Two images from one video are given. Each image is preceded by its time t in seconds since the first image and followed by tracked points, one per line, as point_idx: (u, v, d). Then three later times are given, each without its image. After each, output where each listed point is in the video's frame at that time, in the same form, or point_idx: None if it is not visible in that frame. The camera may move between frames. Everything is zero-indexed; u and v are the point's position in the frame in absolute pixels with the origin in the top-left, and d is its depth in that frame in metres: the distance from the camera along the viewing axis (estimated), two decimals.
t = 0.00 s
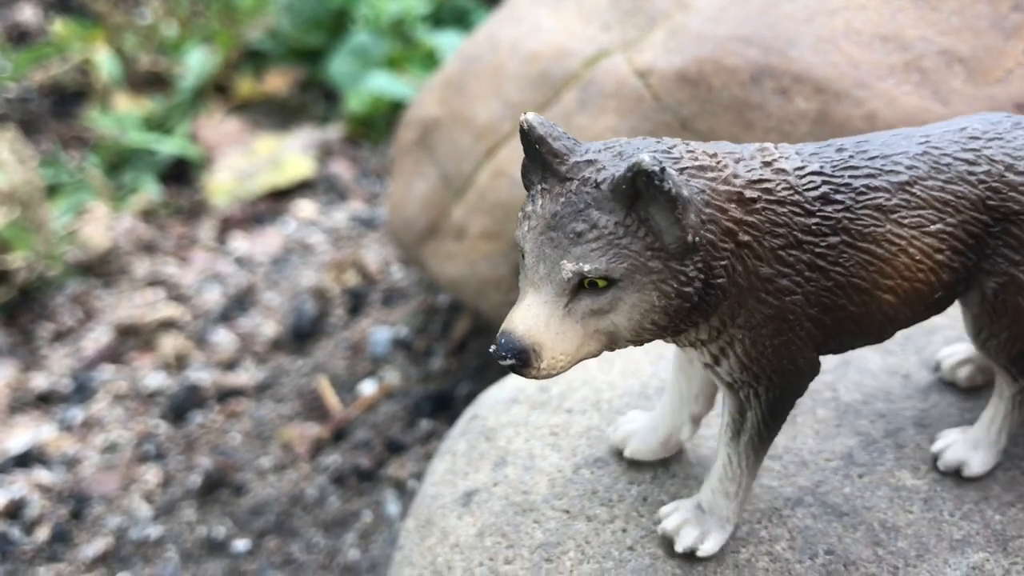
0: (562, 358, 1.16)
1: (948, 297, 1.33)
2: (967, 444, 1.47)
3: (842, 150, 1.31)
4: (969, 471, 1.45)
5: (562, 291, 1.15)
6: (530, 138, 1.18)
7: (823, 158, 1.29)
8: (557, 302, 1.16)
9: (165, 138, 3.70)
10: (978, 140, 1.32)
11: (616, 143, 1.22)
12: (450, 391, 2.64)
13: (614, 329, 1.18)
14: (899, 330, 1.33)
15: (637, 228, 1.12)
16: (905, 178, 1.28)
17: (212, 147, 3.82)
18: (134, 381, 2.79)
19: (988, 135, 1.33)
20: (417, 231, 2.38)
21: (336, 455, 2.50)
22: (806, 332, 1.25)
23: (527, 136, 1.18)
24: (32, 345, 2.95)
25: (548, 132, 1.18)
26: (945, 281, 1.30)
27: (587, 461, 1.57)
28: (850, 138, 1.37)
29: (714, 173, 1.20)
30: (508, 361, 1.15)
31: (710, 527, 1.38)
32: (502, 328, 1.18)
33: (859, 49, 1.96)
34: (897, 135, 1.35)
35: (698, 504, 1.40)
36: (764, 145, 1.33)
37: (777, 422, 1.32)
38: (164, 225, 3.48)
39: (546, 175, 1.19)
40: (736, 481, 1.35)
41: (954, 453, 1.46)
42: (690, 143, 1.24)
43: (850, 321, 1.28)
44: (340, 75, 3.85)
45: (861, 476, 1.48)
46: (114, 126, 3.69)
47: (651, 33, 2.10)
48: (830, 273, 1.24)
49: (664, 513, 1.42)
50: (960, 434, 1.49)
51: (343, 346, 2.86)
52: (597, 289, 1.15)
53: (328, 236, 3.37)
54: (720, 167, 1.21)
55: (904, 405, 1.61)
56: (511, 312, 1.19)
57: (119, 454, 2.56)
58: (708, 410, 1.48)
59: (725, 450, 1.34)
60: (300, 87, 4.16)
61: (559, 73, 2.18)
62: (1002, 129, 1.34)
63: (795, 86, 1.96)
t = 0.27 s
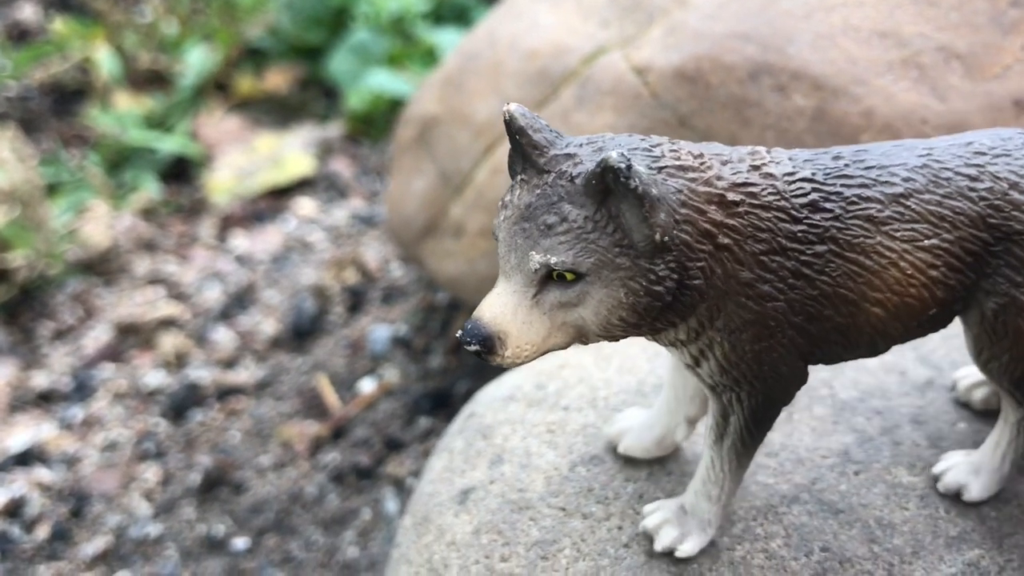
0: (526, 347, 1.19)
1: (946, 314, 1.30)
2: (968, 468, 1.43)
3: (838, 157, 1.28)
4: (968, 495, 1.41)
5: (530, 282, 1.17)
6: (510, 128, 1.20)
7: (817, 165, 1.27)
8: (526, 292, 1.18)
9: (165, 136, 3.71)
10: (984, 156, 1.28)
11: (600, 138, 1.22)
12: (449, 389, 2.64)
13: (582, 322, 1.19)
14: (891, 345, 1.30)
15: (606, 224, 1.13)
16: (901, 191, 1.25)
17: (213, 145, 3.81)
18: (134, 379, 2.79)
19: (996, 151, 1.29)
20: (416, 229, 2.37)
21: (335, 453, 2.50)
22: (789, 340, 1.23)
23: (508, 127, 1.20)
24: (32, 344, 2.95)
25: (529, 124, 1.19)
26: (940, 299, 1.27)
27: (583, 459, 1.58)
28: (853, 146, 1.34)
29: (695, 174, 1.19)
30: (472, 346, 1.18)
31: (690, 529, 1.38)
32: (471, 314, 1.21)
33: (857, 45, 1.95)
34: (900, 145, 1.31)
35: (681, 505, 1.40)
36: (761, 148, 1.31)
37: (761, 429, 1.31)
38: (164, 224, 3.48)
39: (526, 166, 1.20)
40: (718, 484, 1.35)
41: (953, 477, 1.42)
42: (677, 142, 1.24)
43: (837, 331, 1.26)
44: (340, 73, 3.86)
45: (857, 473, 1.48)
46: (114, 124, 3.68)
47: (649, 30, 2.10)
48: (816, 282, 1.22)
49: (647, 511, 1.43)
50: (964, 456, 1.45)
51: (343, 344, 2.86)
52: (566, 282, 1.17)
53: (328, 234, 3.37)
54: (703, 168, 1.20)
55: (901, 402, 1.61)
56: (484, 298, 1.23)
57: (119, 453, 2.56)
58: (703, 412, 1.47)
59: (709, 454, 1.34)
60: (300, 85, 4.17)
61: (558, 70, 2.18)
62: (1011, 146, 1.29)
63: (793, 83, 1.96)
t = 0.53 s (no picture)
0: (522, 327, 1.19)
1: (957, 313, 1.26)
2: (981, 471, 1.39)
3: (851, 148, 1.25)
4: (979, 499, 1.38)
5: (528, 262, 1.17)
6: (516, 108, 1.20)
7: (828, 156, 1.24)
8: (524, 272, 1.18)
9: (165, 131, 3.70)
10: (1002, 152, 1.24)
11: (606, 121, 1.21)
12: (450, 382, 2.63)
13: (580, 305, 1.19)
14: (900, 342, 1.27)
15: (605, 207, 1.12)
16: (912, 184, 1.22)
17: (213, 140, 3.81)
18: (133, 374, 2.78)
19: (1015, 147, 1.25)
20: (416, 222, 2.36)
21: (335, 447, 2.49)
22: (793, 332, 1.21)
23: (513, 106, 1.20)
24: (32, 338, 2.94)
25: (534, 104, 1.19)
26: (951, 296, 1.23)
27: (584, 451, 1.56)
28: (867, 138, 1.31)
29: (699, 160, 1.18)
30: (469, 324, 1.20)
31: (691, 519, 1.37)
32: (471, 292, 1.22)
33: (859, 35, 1.94)
34: (915, 138, 1.28)
35: (683, 495, 1.39)
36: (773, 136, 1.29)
37: (766, 422, 1.29)
38: (164, 218, 3.46)
39: (530, 146, 1.20)
40: (721, 475, 1.34)
41: (965, 480, 1.39)
42: (684, 128, 1.22)
43: (842, 326, 1.23)
44: (340, 68, 3.85)
45: (861, 465, 1.47)
46: (113, 119, 3.68)
47: (650, 22, 2.09)
48: (822, 274, 1.19)
49: (650, 499, 1.42)
50: (978, 459, 1.42)
51: (343, 338, 2.85)
52: (564, 264, 1.16)
53: (328, 228, 3.36)
54: (708, 154, 1.18)
55: (904, 394, 1.60)
56: (483, 278, 1.23)
57: (118, 447, 2.55)
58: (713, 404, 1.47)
59: (712, 444, 1.33)
60: (300, 80, 4.16)
61: (558, 62, 2.16)
62: None
63: (795, 74, 1.94)
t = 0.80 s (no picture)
0: (500, 294, 1.29)
1: (945, 294, 1.29)
2: (976, 457, 1.40)
3: (837, 129, 1.30)
4: (972, 484, 1.39)
5: (509, 233, 1.26)
6: (501, 84, 1.25)
7: (813, 135, 1.28)
8: (504, 244, 1.28)
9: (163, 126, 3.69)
10: (990, 133, 1.27)
11: (595, 99, 1.28)
12: (447, 376, 2.63)
13: (561, 276, 1.25)
14: (887, 324, 1.30)
15: (583, 179, 1.18)
16: (897, 164, 1.26)
17: (211, 135, 3.80)
18: (130, 367, 2.77)
19: (1004, 128, 1.28)
20: (413, 216, 2.35)
21: (331, 442, 2.48)
22: (775, 308, 1.26)
23: (501, 82, 1.25)
24: (28, 332, 2.93)
25: (520, 80, 1.25)
26: (936, 277, 1.27)
27: (580, 444, 1.56)
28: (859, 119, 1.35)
29: (681, 136, 1.24)
30: (450, 291, 1.31)
31: (678, 492, 1.40)
32: (456, 260, 1.33)
33: (858, 29, 1.94)
34: (904, 119, 1.32)
35: (672, 469, 1.42)
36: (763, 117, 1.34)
37: (751, 398, 1.33)
38: (161, 212, 3.45)
39: (515, 122, 1.25)
40: (707, 449, 1.37)
41: (959, 464, 1.40)
42: (672, 106, 1.28)
43: (826, 306, 1.27)
44: (338, 63, 3.84)
45: (858, 459, 1.47)
46: (111, 113, 3.66)
47: (648, 15, 2.08)
48: (804, 252, 1.24)
49: (639, 471, 1.45)
50: (973, 444, 1.42)
51: (340, 332, 2.84)
52: (543, 235, 1.23)
53: (325, 223, 3.36)
54: (691, 131, 1.25)
55: (901, 388, 1.59)
56: (472, 247, 1.33)
57: (114, 441, 2.54)
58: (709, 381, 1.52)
59: (699, 420, 1.37)
60: (298, 75, 4.15)
61: (556, 55, 2.15)
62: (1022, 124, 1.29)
63: (794, 67, 1.94)
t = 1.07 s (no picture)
0: (480, 173, 1.39)
1: (914, 245, 1.32)
2: (945, 420, 1.42)
3: (827, 67, 1.34)
4: (936, 445, 1.42)
5: (495, 118, 1.37)
6: None
7: (801, 70, 1.33)
8: (491, 126, 1.38)
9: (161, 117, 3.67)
10: (976, 93, 1.29)
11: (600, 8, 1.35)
12: (445, 366, 2.61)
13: (536, 166, 1.36)
14: (849, 261, 1.35)
15: (560, 75, 1.28)
16: (874, 108, 1.29)
17: (208, 126, 3.77)
18: (126, 358, 2.75)
19: (992, 91, 1.29)
20: (412, 205, 2.34)
21: (328, 432, 2.47)
22: (739, 230, 1.33)
23: None
24: (24, 322, 2.91)
25: None
26: (903, 225, 1.30)
27: (580, 431, 1.54)
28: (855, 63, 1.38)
29: (668, 53, 1.30)
30: (437, 163, 1.42)
31: (647, 394, 1.52)
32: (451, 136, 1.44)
33: (862, 16, 1.92)
34: (898, 68, 1.34)
35: (647, 375, 1.54)
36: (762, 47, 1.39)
37: (716, 308, 1.41)
38: (158, 203, 3.43)
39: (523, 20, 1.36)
40: (677, 357, 1.48)
41: (926, 423, 1.43)
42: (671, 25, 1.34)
43: (790, 233, 1.33)
44: (336, 56, 3.83)
45: (861, 448, 1.45)
46: (109, 104, 3.67)
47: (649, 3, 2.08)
48: (771, 179, 1.30)
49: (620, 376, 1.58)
50: (949, 409, 1.44)
51: (337, 323, 2.82)
52: (524, 125, 1.35)
53: (323, 214, 3.34)
54: (679, 49, 1.31)
55: (905, 376, 1.58)
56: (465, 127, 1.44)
57: (110, 431, 2.53)
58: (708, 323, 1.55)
59: (673, 327, 1.47)
60: (297, 67, 4.10)
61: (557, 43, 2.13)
62: (1012, 89, 1.29)
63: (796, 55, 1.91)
